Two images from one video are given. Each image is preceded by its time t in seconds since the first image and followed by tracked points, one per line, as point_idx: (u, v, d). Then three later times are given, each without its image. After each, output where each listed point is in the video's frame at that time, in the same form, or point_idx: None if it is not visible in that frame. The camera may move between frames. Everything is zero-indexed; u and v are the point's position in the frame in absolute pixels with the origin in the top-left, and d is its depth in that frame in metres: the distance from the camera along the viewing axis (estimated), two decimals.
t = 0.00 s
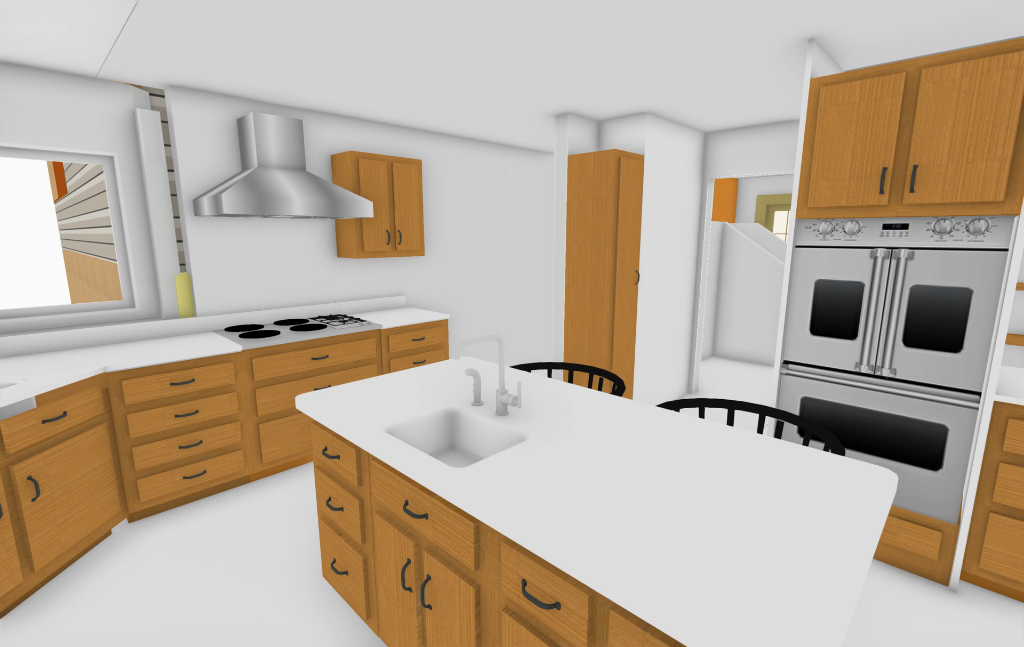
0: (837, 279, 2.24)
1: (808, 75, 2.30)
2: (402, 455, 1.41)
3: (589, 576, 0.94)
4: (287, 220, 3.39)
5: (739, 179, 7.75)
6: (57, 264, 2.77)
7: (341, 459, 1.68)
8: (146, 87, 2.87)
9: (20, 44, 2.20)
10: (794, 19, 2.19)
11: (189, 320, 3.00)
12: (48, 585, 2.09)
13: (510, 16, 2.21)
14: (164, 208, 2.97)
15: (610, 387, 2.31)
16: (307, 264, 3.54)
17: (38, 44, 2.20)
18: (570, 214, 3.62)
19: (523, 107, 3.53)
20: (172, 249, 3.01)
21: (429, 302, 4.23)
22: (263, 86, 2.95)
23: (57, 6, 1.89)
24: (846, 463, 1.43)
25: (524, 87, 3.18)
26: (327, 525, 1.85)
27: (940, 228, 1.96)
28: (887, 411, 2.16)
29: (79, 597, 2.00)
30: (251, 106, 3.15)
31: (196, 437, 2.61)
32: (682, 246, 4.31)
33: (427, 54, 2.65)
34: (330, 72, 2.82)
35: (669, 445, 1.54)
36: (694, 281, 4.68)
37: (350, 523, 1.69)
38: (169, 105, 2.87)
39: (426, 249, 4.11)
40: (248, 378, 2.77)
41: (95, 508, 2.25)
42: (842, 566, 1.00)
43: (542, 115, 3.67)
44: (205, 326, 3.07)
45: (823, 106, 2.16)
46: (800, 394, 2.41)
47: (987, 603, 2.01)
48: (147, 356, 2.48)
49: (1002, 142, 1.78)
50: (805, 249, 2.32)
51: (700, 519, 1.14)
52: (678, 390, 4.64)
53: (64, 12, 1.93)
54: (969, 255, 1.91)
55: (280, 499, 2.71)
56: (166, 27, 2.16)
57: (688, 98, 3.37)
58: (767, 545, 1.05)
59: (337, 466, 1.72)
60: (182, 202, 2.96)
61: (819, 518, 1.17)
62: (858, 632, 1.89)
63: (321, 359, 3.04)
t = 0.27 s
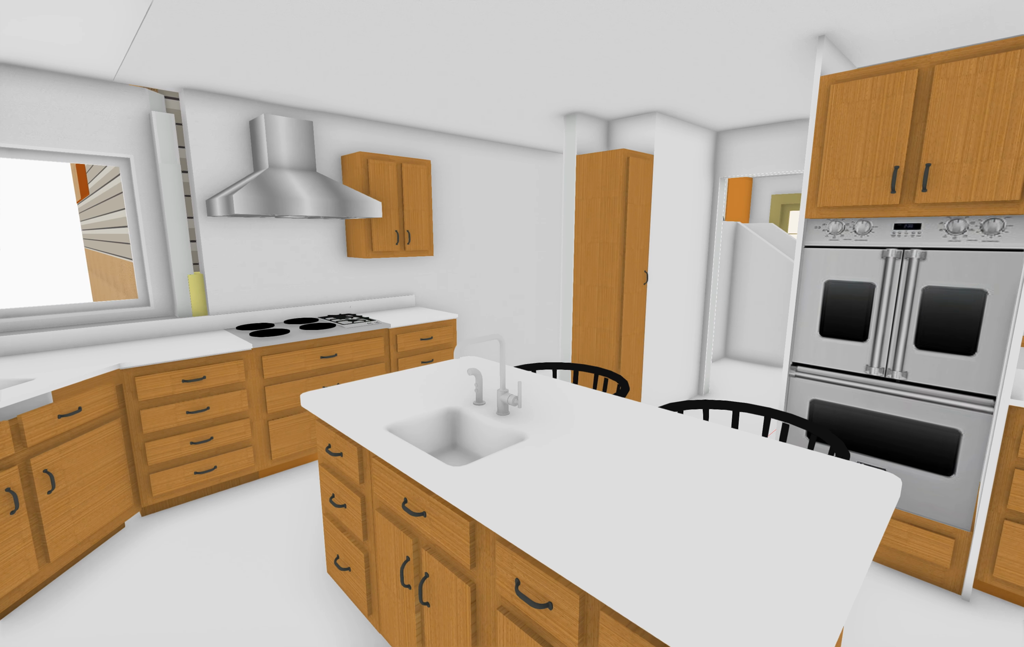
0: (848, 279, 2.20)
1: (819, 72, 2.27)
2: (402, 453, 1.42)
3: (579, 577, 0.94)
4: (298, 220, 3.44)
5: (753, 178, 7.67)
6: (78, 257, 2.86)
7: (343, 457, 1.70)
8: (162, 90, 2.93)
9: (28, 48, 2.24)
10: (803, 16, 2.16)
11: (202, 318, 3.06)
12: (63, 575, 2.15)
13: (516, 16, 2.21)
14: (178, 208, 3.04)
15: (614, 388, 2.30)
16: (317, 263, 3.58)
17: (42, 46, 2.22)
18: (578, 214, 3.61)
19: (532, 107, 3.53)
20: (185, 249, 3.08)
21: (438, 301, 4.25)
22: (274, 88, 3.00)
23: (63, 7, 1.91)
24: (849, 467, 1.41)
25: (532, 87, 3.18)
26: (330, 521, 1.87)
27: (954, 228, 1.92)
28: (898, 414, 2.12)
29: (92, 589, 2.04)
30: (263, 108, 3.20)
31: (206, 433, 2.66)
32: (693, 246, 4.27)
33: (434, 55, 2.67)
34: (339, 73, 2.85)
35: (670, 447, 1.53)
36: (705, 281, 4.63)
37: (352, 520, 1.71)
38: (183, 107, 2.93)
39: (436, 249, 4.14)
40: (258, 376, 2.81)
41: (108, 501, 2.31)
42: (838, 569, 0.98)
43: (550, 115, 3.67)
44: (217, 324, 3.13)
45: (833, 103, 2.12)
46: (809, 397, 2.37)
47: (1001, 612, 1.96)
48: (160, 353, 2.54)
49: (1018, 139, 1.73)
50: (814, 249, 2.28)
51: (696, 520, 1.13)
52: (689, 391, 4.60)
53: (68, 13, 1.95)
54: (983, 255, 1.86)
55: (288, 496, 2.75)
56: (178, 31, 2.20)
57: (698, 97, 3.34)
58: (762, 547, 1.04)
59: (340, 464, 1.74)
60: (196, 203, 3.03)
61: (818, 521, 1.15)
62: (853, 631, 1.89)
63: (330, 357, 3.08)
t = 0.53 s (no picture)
0: (858, 280, 2.16)
1: (829, 69, 2.23)
2: (402, 451, 1.44)
3: (569, 577, 0.94)
4: (308, 221, 3.48)
5: (768, 178, 7.58)
6: (100, 260, 2.93)
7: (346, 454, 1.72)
8: (177, 93, 3.00)
9: (30, 47, 2.25)
10: (812, 13, 2.13)
11: (214, 316, 3.13)
12: (78, 566, 2.21)
13: (521, 16, 2.21)
14: (192, 209, 3.11)
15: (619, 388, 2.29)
16: (327, 263, 3.62)
17: (61, 50, 2.29)
18: (587, 214, 3.60)
19: (540, 107, 3.53)
20: (198, 248, 3.15)
21: (447, 301, 4.27)
22: (285, 90, 3.04)
23: (66, 8, 1.91)
24: (853, 471, 1.39)
25: (540, 87, 3.18)
26: (334, 518, 1.89)
27: (968, 228, 1.87)
28: (910, 418, 2.07)
29: (104, 580, 2.09)
30: (275, 110, 3.25)
31: (217, 429, 2.71)
32: (703, 247, 4.23)
33: (442, 56, 2.68)
34: (348, 75, 2.88)
35: (670, 448, 1.52)
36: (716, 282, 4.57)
37: (355, 517, 1.73)
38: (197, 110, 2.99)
39: (445, 249, 4.16)
40: (267, 373, 2.85)
41: (122, 494, 2.36)
42: (834, 572, 0.97)
43: (559, 115, 3.66)
44: (229, 322, 3.19)
45: (843, 101, 2.09)
46: (818, 399, 2.33)
47: (1015, 621, 1.91)
48: (173, 350, 2.59)
49: None
50: (823, 249, 2.25)
51: (691, 522, 1.12)
52: (699, 393, 4.55)
53: (72, 13, 1.96)
54: (998, 256, 1.81)
55: (296, 492, 2.79)
56: (189, 35, 2.24)
57: (708, 96, 3.30)
58: (757, 550, 1.03)
59: (343, 461, 1.75)
60: (209, 203, 3.09)
61: (817, 525, 1.13)
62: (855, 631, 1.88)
63: (339, 356, 3.11)
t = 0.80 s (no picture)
0: (868, 281, 2.12)
1: (839, 67, 2.20)
2: (401, 449, 1.45)
3: (559, 577, 0.94)
4: (319, 221, 3.52)
5: (783, 177, 7.48)
6: (121, 258, 3.08)
7: (349, 452, 1.74)
8: (191, 96, 3.06)
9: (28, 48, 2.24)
10: (821, 9, 2.09)
11: (226, 315, 3.18)
12: (93, 557, 2.27)
13: (527, 16, 2.21)
14: (205, 209, 3.17)
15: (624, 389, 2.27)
16: (337, 262, 3.66)
17: (70, 52, 2.30)
18: (595, 214, 3.58)
19: (549, 106, 3.52)
20: (211, 248, 3.20)
21: (456, 300, 4.29)
22: (296, 92, 3.08)
23: (67, 8, 1.91)
24: (856, 475, 1.36)
25: (548, 86, 3.17)
26: (338, 515, 1.91)
27: (982, 228, 1.82)
28: (921, 422, 2.03)
29: (116, 572, 2.14)
30: (286, 112, 3.30)
31: (228, 426, 2.75)
32: (714, 246, 4.18)
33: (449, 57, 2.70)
34: (357, 76, 2.91)
35: (671, 450, 1.51)
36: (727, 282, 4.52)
37: (357, 514, 1.75)
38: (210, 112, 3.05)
39: (454, 249, 4.17)
40: (277, 371, 2.90)
41: (134, 488, 2.42)
42: (830, 577, 0.96)
43: (568, 114, 3.65)
44: (241, 321, 3.25)
45: (854, 99, 2.05)
46: (827, 402, 2.29)
47: None
48: (185, 348, 2.64)
49: None
50: (833, 249, 2.21)
51: (687, 525, 1.11)
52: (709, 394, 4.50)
53: (73, 13, 1.95)
54: (1013, 256, 1.76)
55: (305, 488, 2.83)
56: (200, 39, 2.28)
57: (719, 94, 3.27)
58: (752, 553, 1.02)
59: (346, 459, 1.77)
60: (222, 204, 3.15)
61: (816, 529, 1.12)
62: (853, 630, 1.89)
63: (347, 355, 3.15)
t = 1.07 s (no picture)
0: (879, 282, 2.08)
1: (850, 64, 2.16)
2: (401, 447, 1.47)
3: (549, 576, 0.94)
4: (329, 221, 3.56)
5: (798, 176, 7.38)
6: (139, 257, 3.13)
7: (352, 449, 1.76)
8: (205, 99, 3.12)
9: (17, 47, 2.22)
10: (831, 5, 2.06)
11: (238, 314, 3.24)
12: (107, 549, 2.33)
13: (532, 16, 2.21)
14: (218, 209, 3.22)
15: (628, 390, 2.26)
16: (347, 262, 3.70)
17: (59, 52, 2.29)
18: (604, 214, 3.56)
19: (558, 106, 3.52)
20: (224, 248, 3.26)
21: (465, 300, 4.31)
22: (307, 94, 3.12)
23: (69, 8, 1.91)
24: (859, 478, 1.34)
25: (556, 86, 3.17)
26: (342, 512, 1.94)
27: (996, 228, 1.77)
28: (933, 426, 1.98)
29: (128, 564, 2.20)
30: (297, 113, 3.34)
31: (238, 422, 2.80)
32: (726, 247, 4.13)
33: (456, 58, 2.71)
34: (366, 78, 2.94)
35: (671, 452, 1.50)
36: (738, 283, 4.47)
37: (360, 511, 1.77)
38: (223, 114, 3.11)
39: (463, 249, 4.19)
40: (287, 369, 2.94)
41: (147, 483, 2.47)
42: (826, 582, 0.94)
43: (577, 114, 3.64)
44: (252, 319, 3.30)
45: (864, 96, 2.01)
46: (836, 405, 2.26)
47: None
48: (197, 346, 2.70)
49: None
50: (843, 250, 2.17)
51: (682, 527, 1.11)
52: (720, 396, 4.45)
53: (74, 13, 1.95)
54: None
55: (312, 485, 2.87)
56: (211, 42, 2.32)
57: (729, 93, 3.23)
58: (747, 556, 1.01)
59: (350, 456, 1.79)
60: (234, 204, 3.21)
61: (814, 533, 1.10)
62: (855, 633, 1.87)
63: (356, 353, 3.18)
